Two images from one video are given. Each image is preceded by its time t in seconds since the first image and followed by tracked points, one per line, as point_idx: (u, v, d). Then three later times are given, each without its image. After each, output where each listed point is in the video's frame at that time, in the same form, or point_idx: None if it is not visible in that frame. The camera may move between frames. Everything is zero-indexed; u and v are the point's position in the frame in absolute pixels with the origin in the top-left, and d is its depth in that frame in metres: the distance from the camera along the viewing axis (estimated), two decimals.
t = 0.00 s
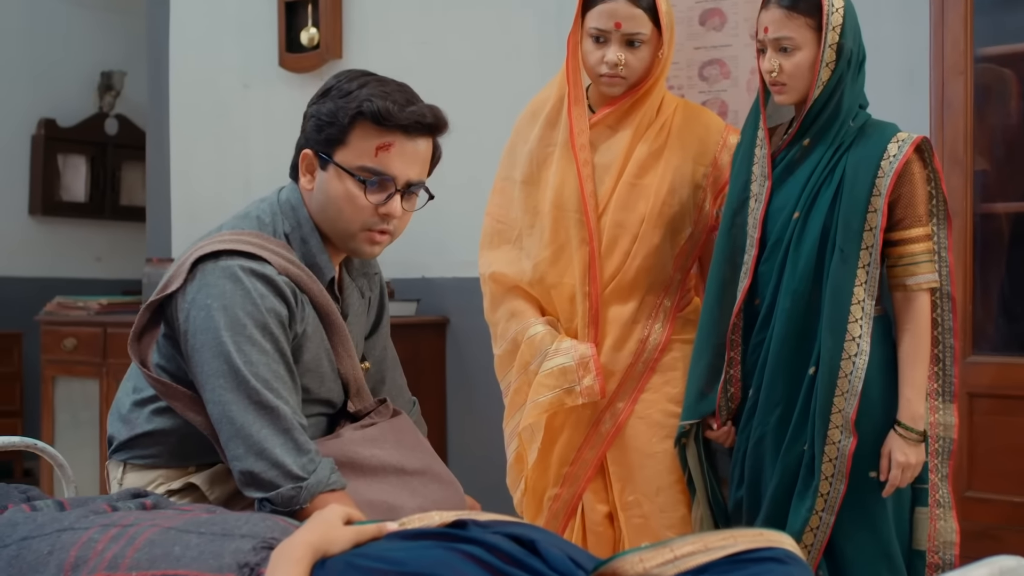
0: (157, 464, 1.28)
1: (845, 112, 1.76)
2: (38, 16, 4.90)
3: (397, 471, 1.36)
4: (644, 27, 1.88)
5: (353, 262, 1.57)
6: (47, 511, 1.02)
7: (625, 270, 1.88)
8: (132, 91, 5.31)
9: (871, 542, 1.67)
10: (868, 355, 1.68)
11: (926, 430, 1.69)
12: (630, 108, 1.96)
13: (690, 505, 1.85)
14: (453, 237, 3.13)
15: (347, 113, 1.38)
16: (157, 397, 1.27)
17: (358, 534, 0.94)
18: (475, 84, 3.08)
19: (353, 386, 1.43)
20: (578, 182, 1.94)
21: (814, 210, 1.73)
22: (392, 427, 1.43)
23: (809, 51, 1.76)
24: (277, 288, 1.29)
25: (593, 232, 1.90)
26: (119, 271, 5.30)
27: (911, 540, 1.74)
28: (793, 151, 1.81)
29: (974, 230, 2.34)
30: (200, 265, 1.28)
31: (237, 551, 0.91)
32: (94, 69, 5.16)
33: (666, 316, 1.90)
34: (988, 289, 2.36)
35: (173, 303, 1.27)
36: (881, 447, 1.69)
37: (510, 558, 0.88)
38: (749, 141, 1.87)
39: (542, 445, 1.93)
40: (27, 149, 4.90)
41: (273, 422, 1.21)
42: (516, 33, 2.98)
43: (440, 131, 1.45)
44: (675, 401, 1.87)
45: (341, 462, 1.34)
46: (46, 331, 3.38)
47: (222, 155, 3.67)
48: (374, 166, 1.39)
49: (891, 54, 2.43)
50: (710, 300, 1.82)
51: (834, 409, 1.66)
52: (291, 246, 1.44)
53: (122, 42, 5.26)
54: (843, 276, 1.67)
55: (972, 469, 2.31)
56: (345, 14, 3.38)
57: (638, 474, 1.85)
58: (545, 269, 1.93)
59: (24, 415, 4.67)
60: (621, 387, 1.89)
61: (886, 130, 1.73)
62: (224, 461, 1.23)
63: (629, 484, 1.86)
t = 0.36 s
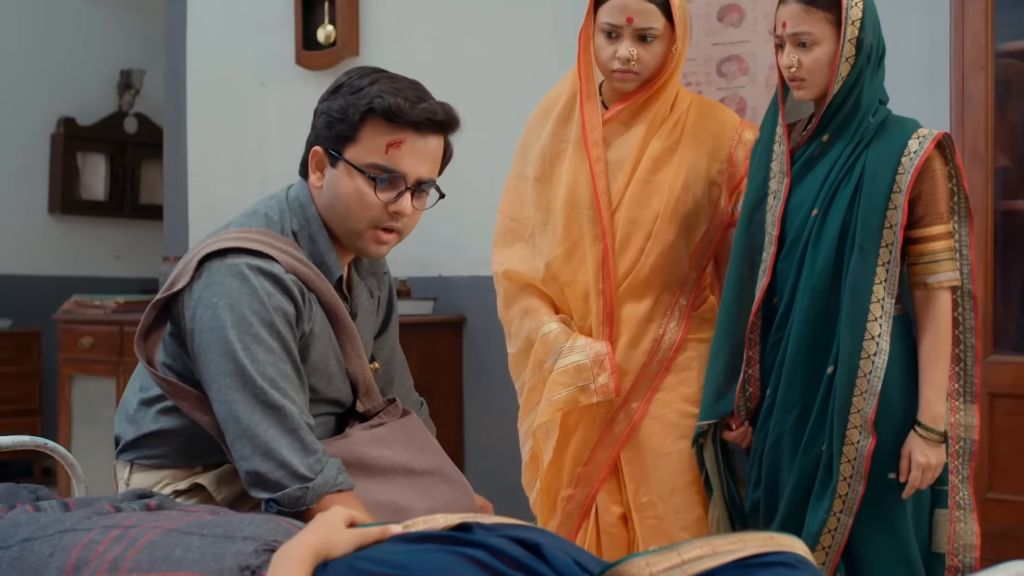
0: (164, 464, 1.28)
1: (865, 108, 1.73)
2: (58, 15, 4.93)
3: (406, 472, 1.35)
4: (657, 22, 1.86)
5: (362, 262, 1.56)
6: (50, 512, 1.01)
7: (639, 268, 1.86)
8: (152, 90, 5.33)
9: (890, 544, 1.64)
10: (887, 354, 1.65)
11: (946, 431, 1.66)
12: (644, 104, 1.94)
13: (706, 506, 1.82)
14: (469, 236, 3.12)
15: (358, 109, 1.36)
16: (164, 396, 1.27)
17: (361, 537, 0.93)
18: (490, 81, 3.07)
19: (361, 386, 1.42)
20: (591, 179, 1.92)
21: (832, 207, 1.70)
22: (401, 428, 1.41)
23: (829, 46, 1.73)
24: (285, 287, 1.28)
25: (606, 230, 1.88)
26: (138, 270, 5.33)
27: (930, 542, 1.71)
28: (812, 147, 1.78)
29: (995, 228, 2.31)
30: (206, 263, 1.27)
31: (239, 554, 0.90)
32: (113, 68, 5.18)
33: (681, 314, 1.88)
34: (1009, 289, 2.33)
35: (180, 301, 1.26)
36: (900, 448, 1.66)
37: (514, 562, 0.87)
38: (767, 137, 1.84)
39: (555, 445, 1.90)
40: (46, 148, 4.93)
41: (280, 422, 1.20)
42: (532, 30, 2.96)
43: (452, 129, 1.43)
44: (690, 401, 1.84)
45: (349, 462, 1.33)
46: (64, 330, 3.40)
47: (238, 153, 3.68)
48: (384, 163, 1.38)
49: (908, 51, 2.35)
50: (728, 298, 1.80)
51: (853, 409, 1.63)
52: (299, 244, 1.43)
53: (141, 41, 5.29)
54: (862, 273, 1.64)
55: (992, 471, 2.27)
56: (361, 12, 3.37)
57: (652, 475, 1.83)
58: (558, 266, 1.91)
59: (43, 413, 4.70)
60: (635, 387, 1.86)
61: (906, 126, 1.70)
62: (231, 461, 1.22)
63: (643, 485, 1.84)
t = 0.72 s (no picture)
0: (174, 463, 1.27)
1: (887, 102, 1.70)
2: (81, 15, 4.97)
3: (418, 472, 1.34)
4: (671, 16, 1.84)
5: (377, 261, 1.53)
6: (57, 512, 1.01)
7: (654, 266, 1.84)
8: (174, 88, 5.33)
9: (911, 546, 1.62)
10: (908, 353, 1.62)
11: (968, 431, 1.63)
12: (659, 100, 1.92)
13: (724, 507, 1.80)
14: (487, 234, 3.11)
15: (374, 107, 1.33)
16: (173, 395, 1.26)
17: (367, 538, 0.91)
18: (508, 78, 3.05)
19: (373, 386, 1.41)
20: (605, 176, 1.90)
21: (853, 203, 1.68)
22: (413, 427, 1.40)
23: (850, 40, 1.70)
24: (296, 286, 1.27)
25: (621, 227, 1.86)
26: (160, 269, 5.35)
27: (952, 544, 1.68)
28: (833, 142, 1.75)
29: (1019, 225, 2.27)
30: (218, 261, 1.26)
31: (243, 556, 0.90)
32: (134, 66, 5.20)
33: (697, 312, 1.86)
34: None
35: (191, 299, 1.25)
36: (922, 448, 1.63)
37: (521, 566, 0.86)
38: (787, 134, 1.82)
39: (570, 444, 1.88)
40: (68, 147, 4.96)
41: (290, 422, 1.19)
42: (550, 26, 2.94)
43: (469, 129, 1.40)
44: (706, 400, 1.82)
45: (360, 462, 1.32)
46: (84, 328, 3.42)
47: (257, 152, 3.68)
48: (400, 163, 1.34)
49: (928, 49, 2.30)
50: (747, 296, 1.77)
51: (873, 408, 1.61)
52: (313, 244, 1.39)
53: (162, 39, 5.29)
54: (883, 270, 1.61)
55: (1016, 472, 2.24)
56: (379, 9, 3.37)
57: (668, 475, 1.81)
58: (572, 263, 1.89)
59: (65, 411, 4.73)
60: (651, 386, 1.84)
61: (929, 121, 1.67)
62: (240, 460, 1.21)
63: (659, 485, 1.82)
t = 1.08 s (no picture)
0: (182, 463, 1.26)
1: (905, 98, 1.67)
2: (101, 15, 5.00)
3: (428, 473, 1.33)
4: (684, 12, 1.82)
5: (389, 262, 1.51)
6: (62, 513, 1.01)
7: (667, 265, 1.82)
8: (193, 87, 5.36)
9: (929, 549, 1.59)
10: (927, 352, 1.59)
11: (988, 432, 1.60)
12: (672, 96, 1.90)
13: (739, 509, 1.78)
14: (503, 233, 3.09)
15: (388, 106, 1.31)
16: (182, 395, 1.25)
17: (370, 541, 0.90)
18: (525, 75, 3.04)
19: (384, 386, 1.40)
20: (618, 174, 1.88)
21: (871, 200, 1.65)
22: (423, 427, 1.39)
23: (868, 35, 1.67)
24: (307, 285, 1.25)
25: (634, 225, 1.84)
26: (180, 268, 5.37)
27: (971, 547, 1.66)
28: (851, 138, 1.73)
29: None
30: (228, 259, 1.24)
31: (246, 558, 0.88)
32: (153, 65, 5.22)
33: (712, 311, 1.84)
34: None
35: (200, 297, 1.24)
36: (940, 448, 1.61)
37: (526, 569, 0.85)
38: (805, 130, 1.79)
39: (584, 445, 1.87)
40: (88, 145, 4.99)
41: (298, 422, 1.18)
42: (567, 22, 2.93)
43: (484, 129, 1.37)
44: (721, 401, 1.80)
45: (369, 463, 1.31)
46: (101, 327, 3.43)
47: (274, 151, 3.69)
48: (413, 162, 1.32)
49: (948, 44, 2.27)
50: (764, 295, 1.75)
51: (890, 408, 1.58)
52: (324, 243, 1.37)
53: (181, 38, 5.31)
54: (901, 268, 1.59)
55: None
56: (396, 8, 3.36)
57: (683, 476, 1.79)
58: (585, 262, 1.88)
59: (84, 409, 4.76)
60: (665, 386, 1.82)
61: (948, 117, 1.64)
62: (248, 461, 1.20)
63: (674, 486, 1.80)
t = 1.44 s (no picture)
0: (189, 463, 1.25)
1: (919, 94, 1.65)
2: (119, 14, 5.03)
3: (436, 474, 1.32)
4: (696, 7, 1.80)
5: (399, 261, 1.50)
6: (66, 515, 1.00)
7: (679, 264, 1.80)
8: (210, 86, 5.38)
9: (943, 551, 1.56)
10: (941, 351, 1.56)
11: (1004, 432, 1.57)
12: (684, 93, 1.88)
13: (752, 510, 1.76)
14: (518, 231, 3.08)
15: (397, 104, 1.30)
16: (189, 394, 1.24)
17: (373, 543, 0.89)
18: (540, 72, 3.02)
19: (393, 387, 1.38)
20: (629, 171, 1.87)
21: (885, 197, 1.63)
22: (432, 428, 1.38)
23: (882, 29, 1.65)
24: (313, 284, 1.24)
25: (646, 223, 1.82)
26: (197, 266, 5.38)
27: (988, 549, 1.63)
28: (865, 135, 1.70)
29: None
30: (234, 258, 1.24)
31: (247, 560, 0.88)
32: (171, 64, 5.24)
33: (724, 310, 1.82)
34: None
35: (207, 297, 1.23)
36: (955, 449, 1.58)
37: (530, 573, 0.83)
38: (818, 127, 1.77)
39: (596, 445, 1.85)
40: (106, 144, 5.00)
41: (303, 423, 1.17)
42: (583, 19, 2.91)
43: (494, 128, 1.35)
44: (734, 401, 1.78)
45: (377, 464, 1.30)
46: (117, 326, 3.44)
47: (289, 149, 3.69)
48: (422, 161, 1.31)
49: (967, 41, 2.23)
50: (777, 294, 1.73)
51: (904, 408, 1.56)
52: (332, 242, 1.36)
53: (200, 37, 5.34)
54: (915, 267, 1.57)
55: None
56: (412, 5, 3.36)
57: (695, 476, 1.77)
58: (596, 261, 1.86)
59: (101, 408, 4.79)
60: (677, 386, 1.80)
61: (963, 112, 1.61)
62: (255, 462, 1.20)
63: (686, 487, 1.78)
